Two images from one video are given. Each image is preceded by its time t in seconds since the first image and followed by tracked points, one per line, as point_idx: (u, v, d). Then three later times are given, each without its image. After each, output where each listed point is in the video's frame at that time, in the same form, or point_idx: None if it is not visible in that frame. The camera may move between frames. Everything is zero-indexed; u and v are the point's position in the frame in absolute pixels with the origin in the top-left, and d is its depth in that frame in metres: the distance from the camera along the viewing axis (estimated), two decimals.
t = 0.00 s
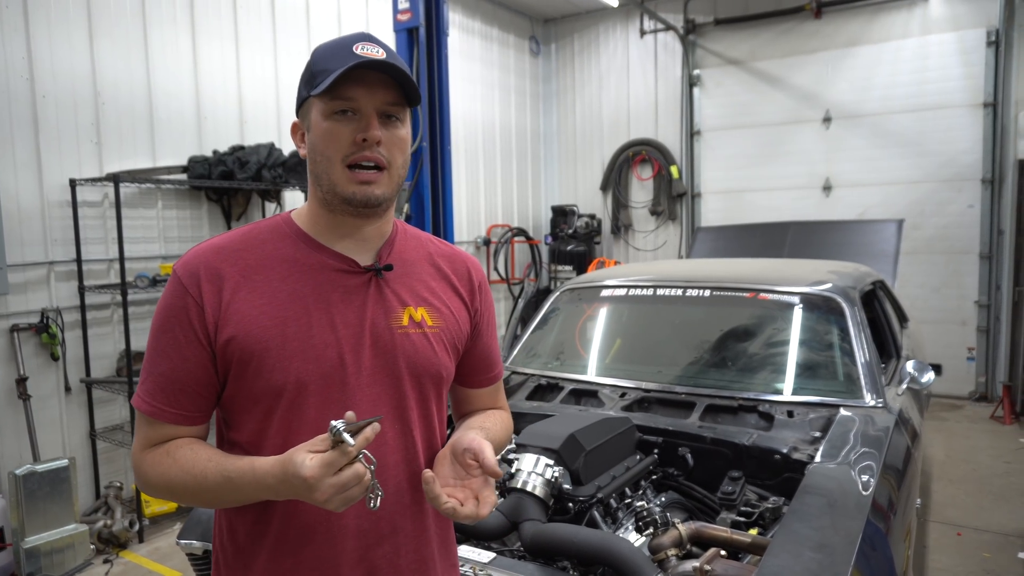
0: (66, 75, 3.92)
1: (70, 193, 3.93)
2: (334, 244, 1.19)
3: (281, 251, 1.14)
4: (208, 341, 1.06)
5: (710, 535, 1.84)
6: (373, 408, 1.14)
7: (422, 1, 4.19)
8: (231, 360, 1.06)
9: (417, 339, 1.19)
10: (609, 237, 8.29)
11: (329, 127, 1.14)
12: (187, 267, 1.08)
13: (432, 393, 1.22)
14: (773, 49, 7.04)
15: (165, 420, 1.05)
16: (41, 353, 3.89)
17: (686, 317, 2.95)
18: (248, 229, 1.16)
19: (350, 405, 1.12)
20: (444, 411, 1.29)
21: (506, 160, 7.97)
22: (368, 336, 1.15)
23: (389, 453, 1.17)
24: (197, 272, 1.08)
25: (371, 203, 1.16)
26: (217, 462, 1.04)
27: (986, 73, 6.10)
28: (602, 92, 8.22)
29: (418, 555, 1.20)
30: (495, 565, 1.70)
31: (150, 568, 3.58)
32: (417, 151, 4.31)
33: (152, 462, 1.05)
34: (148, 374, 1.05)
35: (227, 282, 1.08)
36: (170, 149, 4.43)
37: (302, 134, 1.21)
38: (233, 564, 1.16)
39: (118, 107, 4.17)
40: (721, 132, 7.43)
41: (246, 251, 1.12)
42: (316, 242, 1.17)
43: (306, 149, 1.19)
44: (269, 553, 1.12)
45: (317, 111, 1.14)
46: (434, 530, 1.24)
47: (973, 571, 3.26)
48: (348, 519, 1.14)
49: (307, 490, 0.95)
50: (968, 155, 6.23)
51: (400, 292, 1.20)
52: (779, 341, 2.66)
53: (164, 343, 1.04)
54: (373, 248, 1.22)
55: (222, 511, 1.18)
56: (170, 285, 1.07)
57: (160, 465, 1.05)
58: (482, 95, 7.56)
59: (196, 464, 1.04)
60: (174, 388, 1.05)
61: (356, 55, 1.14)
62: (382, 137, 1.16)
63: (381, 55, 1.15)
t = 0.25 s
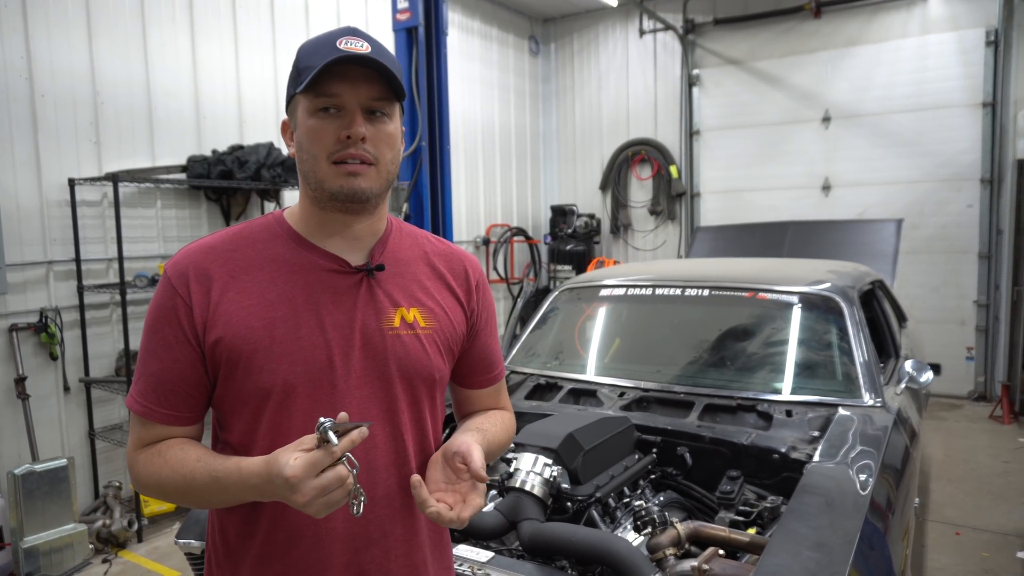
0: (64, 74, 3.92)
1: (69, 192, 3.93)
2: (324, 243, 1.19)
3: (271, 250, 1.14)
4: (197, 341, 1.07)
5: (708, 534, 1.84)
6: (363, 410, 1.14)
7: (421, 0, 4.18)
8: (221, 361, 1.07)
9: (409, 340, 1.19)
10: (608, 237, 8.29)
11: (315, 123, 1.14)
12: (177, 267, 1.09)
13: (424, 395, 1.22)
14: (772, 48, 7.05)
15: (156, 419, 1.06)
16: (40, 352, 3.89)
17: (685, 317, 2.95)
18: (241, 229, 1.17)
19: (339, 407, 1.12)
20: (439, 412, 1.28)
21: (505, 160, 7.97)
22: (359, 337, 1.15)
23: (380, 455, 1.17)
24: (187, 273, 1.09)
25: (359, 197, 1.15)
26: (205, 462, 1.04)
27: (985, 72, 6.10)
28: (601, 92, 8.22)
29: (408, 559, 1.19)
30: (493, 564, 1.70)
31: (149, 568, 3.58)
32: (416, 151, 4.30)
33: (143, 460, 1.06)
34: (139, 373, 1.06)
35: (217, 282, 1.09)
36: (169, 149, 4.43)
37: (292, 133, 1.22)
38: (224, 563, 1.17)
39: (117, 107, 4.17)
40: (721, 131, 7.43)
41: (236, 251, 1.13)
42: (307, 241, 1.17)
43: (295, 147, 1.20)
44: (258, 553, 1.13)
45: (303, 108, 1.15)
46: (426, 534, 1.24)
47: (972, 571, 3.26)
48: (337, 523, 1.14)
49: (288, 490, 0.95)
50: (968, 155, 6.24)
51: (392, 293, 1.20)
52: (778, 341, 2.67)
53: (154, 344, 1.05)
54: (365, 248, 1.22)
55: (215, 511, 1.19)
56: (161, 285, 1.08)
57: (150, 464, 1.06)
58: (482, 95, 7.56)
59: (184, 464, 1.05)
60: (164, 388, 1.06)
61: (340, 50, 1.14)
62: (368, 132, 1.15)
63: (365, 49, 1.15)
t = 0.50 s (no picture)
0: (63, 73, 3.92)
1: (68, 192, 3.93)
2: (316, 244, 1.19)
3: (262, 251, 1.15)
4: (188, 343, 1.07)
5: (706, 533, 1.84)
6: (354, 412, 1.14)
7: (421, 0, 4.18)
8: (211, 363, 1.07)
9: (401, 342, 1.19)
10: (607, 237, 8.30)
11: (304, 124, 1.15)
12: (168, 269, 1.10)
13: (417, 397, 1.21)
14: (771, 48, 7.05)
15: (148, 422, 1.07)
16: (38, 352, 3.89)
17: (684, 317, 2.96)
18: (233, 230, 1.17)
19: (330, 409, 1.12)
20: (435, 414, 1.28)
21: (505, 160, 7.97)
22: (350, 339, 1.15)
23: (373, 459, 1.16)
24: (177, 276, 1.09)
25: (348, 199, 1.15)
26: (197, 465, 1.05)
27: (984, 72, 6.11)
28: (600, 92, 8.22)
29: (402, 562, 1.19)
30: (491, 564, 1.70)
31: (148, 568, 3.59)
32: (415, 150, 4.30)
33: (138, 463, 1.07)
34: (131, 376, 1.07)
35: (207, 285, 1.09)
36: (168, 148, 4.42)
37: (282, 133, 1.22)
38: (219, 564, 1.17)
39: (116, 107, 4.16)
40: (720, 131, 7.43)
41: (227, 253, 1.13)
42: (298, 241, 1.17)
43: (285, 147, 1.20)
44: (251, 556, 1.14)
45: (292, 108, 1.15)
46: (421, 537, 1.23)
47: (970, 570, 3.27)
48: (331, 526, 1.14)
49: (273, 497, 0.95)
50: (967, 155, 6.24)
51: (384, 294, 1.20)
52: (777, 341, 2.67)
53: (145, 346, 1.06)
54: (357, 249, 1.22)
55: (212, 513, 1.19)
56: (152, 288, 1.08)
57: (143, 466, 1.07)
58: (481, 94, 7.56)
59: (177, 467, 1.05)
60: (156, 390, 1.06)
61: (329, 50, 1.14)
62: (357, 133, 1.15)
63: (355, 48, 1.15)
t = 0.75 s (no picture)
0: (63, 73, 3.92)
1: (67, 192, 3.93)
2: (310, 244, 1.19)
3: (256, 251, 1.15)
4: (181, 345, 1.07)
5: (705, 532, 1.85)
6: (349, 412, 1.14)
7: None
8: (205, 364, 1.07)
9: (396, 342, 1.19)
10: (607, 236, 8.30)
11: (296, 123, 1.15)
12: (161, 271, 1.10)
13: (413, 398, 1.21)
14: (771, 48, 7.05)
15: (141, 424, 1.07)
16: (38, 352, 3.89)
17: (683, 316, 2.96)
18: (227, 230, 1.17)
19: (325, 410, 1.12)
20: (432, 414, 1.28)
21: (504, 159, 7.97)
22: (344, 339, 1.15)
23: (369, 459, 1.16)
24: (170, 277, 1.09)
25: (341, 198, 1.15)
26: (189, 467, 1.04)
27: (984, 72, 6.11)
28: (600, 91, 8.22)
29: (398, 561, 1.19)
30: (490, 563, 1.70)
31: (147, 567, 3.59)
32: (414, 150, 4.30)
33: (131, 465, 1.07)
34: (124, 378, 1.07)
35: (200, 286, 1.09)
36: (168, 148, 4.42)
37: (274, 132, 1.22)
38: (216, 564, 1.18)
39: (115, 106, 4.16)
40: (719, 131, 7.43)
41: (221, 253, 1.13)
42: (292, 242, 1.17)
43: (276, 146, 1.20)
44: (248, 556, 1.14)
45: (283, 106, 1.15)
46: (418, 536, 1.23)
47: (970, 570, 3.27)
48: (326, 529, 1.14)
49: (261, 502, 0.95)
50: (967, 154, 6.24)
51: (379, 294, 1.20)
52: (776, 340, 2.67)
53: (139, 349, 1.06)
54: (352, 249, 1.22)
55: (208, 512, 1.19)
56: (145, 290, 1.08)
57: (137, 469, 1.07)
58: (480, 94, 7.56)
59: (169, 469, 1.05)
60: (149, 392, 1.06)
61: (319, 47, 1.14)
62: (349, 132, 1.15)
63: (346, 45, 1.15)
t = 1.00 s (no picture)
0: (62, 72, 3.92)
1: (66, 191, 3.93)
2: (308, 244, 1.19)
3: (253, 252, 1.15)
4: (177, 346, 1.07)
5: (703, 532, 1.85)
6: (348, 412, 1.14)
7: None
8: (202, 365, 1.07)
9: (394, 342, 1.19)
10: (606, 236, 8.30)
11: (295, 124, 1.14)
12: (156, 271, 1.09)
13: (411, 397, 1.22)
14: (771, 47, 7.05)
15: (137, 426, 1.06)
16: (37, 352, 3.89)
17: (682, 315, 2.96)
18: (222, 231, 1.17)
19: (324, 410, 1.12)
20: (430, 413, 1.28)
21: (504, 159, 7.97)
22: (343, 339, 1.16)
23: (367, 460, 1.17)
24: (166, 278, 1.09)
25: (343, 198, 1.16)
26: (187, 469, 1.05)
27: (983, 71, 6.11)
28: (599, 90, 8.22)
29: (396, 562, 1.19)
30: (489, 562, 1.71)
31: (147, 566, 3.60)
32: (414, 149, 4.30)
33: (127, 466, 1.07)
34: (120, 379, 1.06)
35: (196, 287, 1.09)
36: (167, 147, 4.42)
37: (269, 132, 1.22)
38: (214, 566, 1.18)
39: (114, 106, 4.16)
40: (719, 130, 7.43)
41: (217, 254, 1.13)
42: (290, 242, 1.17)
43: (273, 147, 1.20)
44: (246, 557, 1.14)
45: (281, 107, 1.15)
46: (416, 536, 1.24)
47: (968, 569, 3.27)
48: (324, 529, 1.14)
49: (269, 503, 0.95)
50: (966, 154, 6.24)
51: (377, 294, 1.20)
52: (774, 340, 2.68)
53: (135, 350, 1.06)
54: (350, 248, 1.22)
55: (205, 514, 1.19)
56: (141, 290, 1.08)
57: (133, 470, 1.06)
58: (480, 94, 7.56)
59: (167, 470, 1.05)
60: (145, 394, 1.06)
61: (316, 46, 1.14)
62: (349, 132, 1.15)
63: (342, 44, 1.15)
